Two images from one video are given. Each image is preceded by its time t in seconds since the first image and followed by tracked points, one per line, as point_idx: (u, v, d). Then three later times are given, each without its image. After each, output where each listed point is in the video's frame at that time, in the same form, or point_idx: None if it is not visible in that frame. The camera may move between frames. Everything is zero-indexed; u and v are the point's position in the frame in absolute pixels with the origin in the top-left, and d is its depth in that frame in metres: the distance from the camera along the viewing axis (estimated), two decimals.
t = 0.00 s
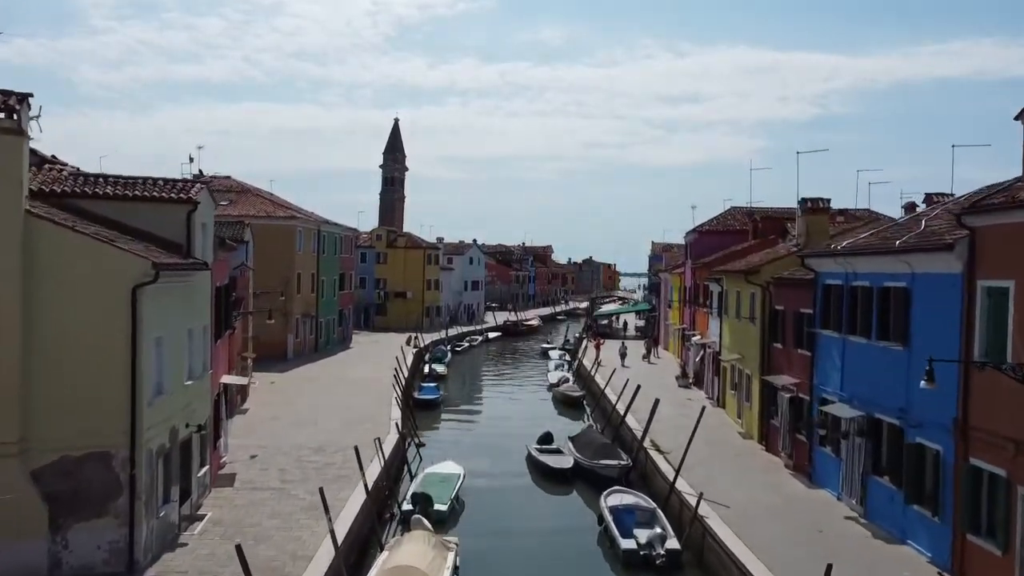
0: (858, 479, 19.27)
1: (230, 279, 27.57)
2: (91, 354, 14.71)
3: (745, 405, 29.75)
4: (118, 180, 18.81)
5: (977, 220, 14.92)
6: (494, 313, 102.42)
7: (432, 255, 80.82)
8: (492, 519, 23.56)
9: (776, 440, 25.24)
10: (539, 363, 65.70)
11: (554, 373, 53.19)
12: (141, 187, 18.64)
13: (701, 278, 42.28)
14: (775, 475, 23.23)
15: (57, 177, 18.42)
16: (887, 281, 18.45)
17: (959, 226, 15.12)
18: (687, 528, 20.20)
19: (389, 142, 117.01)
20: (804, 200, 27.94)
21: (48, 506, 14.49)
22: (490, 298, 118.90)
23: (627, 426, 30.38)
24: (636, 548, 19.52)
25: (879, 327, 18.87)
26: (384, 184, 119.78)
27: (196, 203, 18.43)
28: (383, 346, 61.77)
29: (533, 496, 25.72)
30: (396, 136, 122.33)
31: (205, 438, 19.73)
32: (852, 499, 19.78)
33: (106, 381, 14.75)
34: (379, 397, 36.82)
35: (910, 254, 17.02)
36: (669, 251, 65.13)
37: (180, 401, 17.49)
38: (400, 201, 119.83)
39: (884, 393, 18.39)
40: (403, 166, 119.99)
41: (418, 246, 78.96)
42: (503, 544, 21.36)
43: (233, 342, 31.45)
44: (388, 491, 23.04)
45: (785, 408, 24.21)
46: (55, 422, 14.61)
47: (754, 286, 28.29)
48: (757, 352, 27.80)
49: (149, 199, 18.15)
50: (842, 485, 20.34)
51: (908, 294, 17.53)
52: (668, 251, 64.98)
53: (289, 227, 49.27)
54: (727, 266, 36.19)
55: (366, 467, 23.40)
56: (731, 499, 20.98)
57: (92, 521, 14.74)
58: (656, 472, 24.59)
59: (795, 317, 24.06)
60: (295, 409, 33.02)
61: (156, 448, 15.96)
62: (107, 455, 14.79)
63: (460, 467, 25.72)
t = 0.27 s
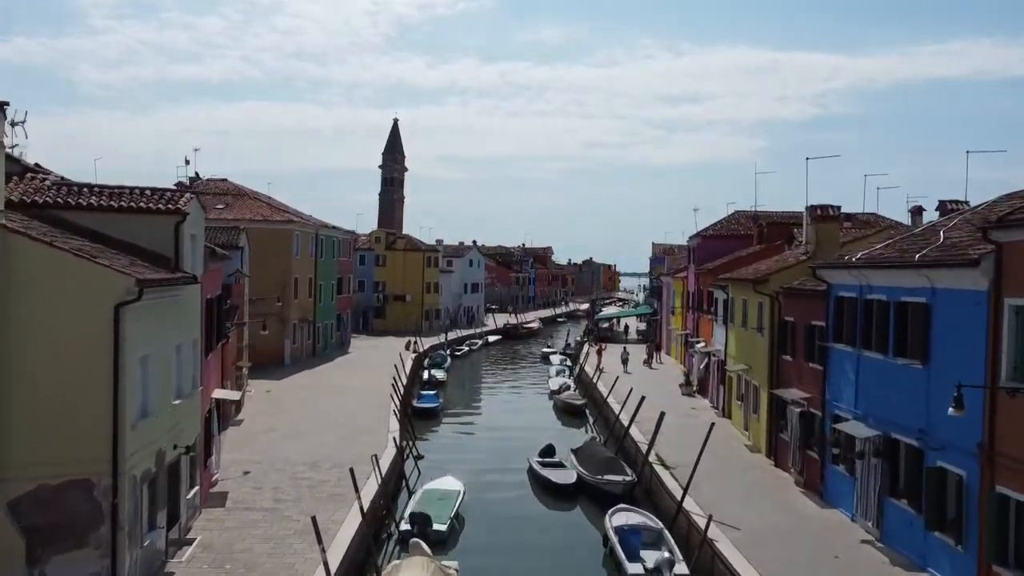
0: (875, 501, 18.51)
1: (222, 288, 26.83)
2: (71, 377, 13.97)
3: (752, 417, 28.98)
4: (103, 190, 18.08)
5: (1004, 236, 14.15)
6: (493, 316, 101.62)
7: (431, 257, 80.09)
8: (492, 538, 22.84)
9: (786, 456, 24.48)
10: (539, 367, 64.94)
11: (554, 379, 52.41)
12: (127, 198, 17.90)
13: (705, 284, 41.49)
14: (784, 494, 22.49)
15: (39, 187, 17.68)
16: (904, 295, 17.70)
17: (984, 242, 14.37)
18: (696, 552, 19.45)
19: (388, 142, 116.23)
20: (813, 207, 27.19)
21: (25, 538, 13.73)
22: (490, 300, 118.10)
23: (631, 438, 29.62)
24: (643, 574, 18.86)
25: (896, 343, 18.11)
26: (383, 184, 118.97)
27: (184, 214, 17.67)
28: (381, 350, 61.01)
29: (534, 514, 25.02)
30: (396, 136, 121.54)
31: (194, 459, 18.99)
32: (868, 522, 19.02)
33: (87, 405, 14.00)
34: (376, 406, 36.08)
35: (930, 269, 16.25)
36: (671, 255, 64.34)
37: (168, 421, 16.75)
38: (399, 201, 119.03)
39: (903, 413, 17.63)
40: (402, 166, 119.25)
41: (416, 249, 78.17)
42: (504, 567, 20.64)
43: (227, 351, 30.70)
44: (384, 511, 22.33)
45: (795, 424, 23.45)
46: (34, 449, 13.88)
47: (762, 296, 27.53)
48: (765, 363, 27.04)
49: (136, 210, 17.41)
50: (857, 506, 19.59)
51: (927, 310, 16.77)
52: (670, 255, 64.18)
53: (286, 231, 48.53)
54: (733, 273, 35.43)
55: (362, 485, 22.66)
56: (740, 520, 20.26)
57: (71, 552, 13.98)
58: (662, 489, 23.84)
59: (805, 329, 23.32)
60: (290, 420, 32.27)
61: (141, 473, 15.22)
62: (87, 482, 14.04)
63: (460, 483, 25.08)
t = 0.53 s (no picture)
0: (892, 525, 17.75)
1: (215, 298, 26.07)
2: (49, 402, 13.24)
3: (759, 430, 28.22)
4: (87, 202, 17.34)
5: None
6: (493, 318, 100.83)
7: (430, 260, 79.34)
8: (493, 559, 22.11)
9: (796, 473, 23.70)
10: (539, 372, 64.15)
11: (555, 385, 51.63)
12: (112, 209, 17.15)
13: (709, 290, 40.71)
14: (796, 513, 21.73)
15: (20, 198, 16.94)
16: (924, 311, 16.95)
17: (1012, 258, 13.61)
18: None
19: (387, 143, 115.44)
20: (823, 215, 26.46)
21: None
22: (489, 302, 117.30)
23: (635, 451, 28.84)
24: None
25: (915, 361, 17.35)
26: (382, 185, 118.16)
27: (172, 227, 16.91)
28: (380, 355, 60.24)
29: (536, 532, 24.28)
30: (395, 137, 120.78)
31: (183, 480, 18.24)
32: (884, 546, 18.27)
33: (65, 431, 13.26)
34: (374, 416, 35.29)
35: (953, 285, 15.49)
36: (673, 258, 63.56)
37: (154, 444, 16.00)
38: (399, 202, 118.22)
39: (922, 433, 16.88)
40: (402, 167, 118.49)
41: (416, 252, 77.38)
42: None
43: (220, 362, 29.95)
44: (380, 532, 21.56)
45: (806, 439, 22.70)
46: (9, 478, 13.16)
47: (770, 306, 26.77)
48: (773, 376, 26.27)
49: (121, 222, 16.65)
50: (872, 528, 18.84)
51: (949, 327, 16.01)
52: (673, 258, 63.40)
53: (283, 235, 47.78)
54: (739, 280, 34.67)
55: (358, 504, 21.90)
56: (750, 542, 19.53)
57: None
58: (668, 507, 23.09)
59: (817, 341, 22.58)
60: (285, 432, 31.50)
61: (124, 501, 14.46)
62: (65, 513, 13.30)
63: (459, 500, 24.36)
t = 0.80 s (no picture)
0: (911, 544, 16.97)
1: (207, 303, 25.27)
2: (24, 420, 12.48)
3: (767, 439, 27.43)
4: (70, 206, 16.57)
5: None
6: (493, 320, 100.00)
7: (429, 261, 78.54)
8: None
9: (808, 485, 22.92)
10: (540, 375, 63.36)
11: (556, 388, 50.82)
12: (95, 214, 16.37)
13: (715, 293, 39.91)
14: (808, 528, 20.91)
15: None
16: (946, 320, 16.19)
17: None
18: None
19: (386, 143, 114.66)
20: (834, 218, 25.70)
21: None
22: (489, 303, 116.48)
23: (640, 461, 28.03)
24: None
25: (936, 372, 16.59)
26: (382, 186, 117.36)
27: (158, 232, 16.13)
28: (378, 358, 59.40)
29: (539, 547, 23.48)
30: (394, 137, 119.99)
31: (171, 497, 17.44)
32: (902, 565, 17.50)
33: (42, 452, 12.50)
34: (372, 423, 34.47)
35: (978, 294, 14.73)
36: (676, 260, 62.74)
37: (139, 461, 15.20)
38: (398, 203, 117.39)
39: (945, 449, 16.11)
40: (401, 167, 117.72)
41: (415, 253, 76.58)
42: None
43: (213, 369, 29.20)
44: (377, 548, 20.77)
45: (818, 451, 21.93)
46: None
47: (780, 313, 25.99)
48: (782, 384, 25.52)
49: (104, 227, 15.88)
50: (889, 545, 18.07)
51: (973, 339, 15.24)
52: (676, 260, 62.57)
53: (280, 237, 47.00)
54: (745, 284, 33.91)
55: (354, 519, 21.08)
56: (762, 560, 18.75)
57: None
58: (675, 521, 22.29)
59: (829, 349, 21.83)
60: (280, 439, 30.69)
61: (105, 523, 13.66)
62: (41, 538, 12.53)
63: (459, 513, 23.55)
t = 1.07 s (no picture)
0: (933, 559, 16.17)
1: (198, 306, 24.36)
2: None
3: (776, 445, 26.61)
4: (50, 204, 15.80)
5: None
6: (493, 321, 99.22)
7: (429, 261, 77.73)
8: None
9: (821, 495, 22.11)
10: (540, 376, 62.54)
11: (557, 390, 49.99)
12: (77, 212, 15.59)
13: (719, 294, 39.11)
14: (822, 540, 20.08)
15: None
16: (970, 324, 15.41)
17: None
18: None
19: (386, 143, 113.93)
20: (847, 217, 24.96)
21: None
22: (489, 304, 115.65)
23: (645, 468, 27.18)
24: None
25: (960, 379, 15.78)
26: (381, 186, 116.61)
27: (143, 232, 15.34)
28: (377, 360, 58.54)
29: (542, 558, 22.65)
30: (394, 136, 119.27)
31: (156, 509, 16.58)
32: None
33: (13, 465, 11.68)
34: (369, 427, 33.63)
35: (1009, 297, 13.96)
36: (678, 261, 61.97)
37: (120, 473, 14.38)
38: (397, 203, 116.59)
39: (970, 460, 15.32)
40: (401, 167, 117.01)
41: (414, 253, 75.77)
42: None
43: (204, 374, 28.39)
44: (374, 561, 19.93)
45: (832, 458, 21.12)
46: None
47: (789, 315, 25.18)
48: (793, 388, 24.72)
49: (85, 226, 15.08)
50: (909, 559, 17.27)
51: (1001, 343, 14.46)
52: (677, 261, 61.83)
53: (276, 237, 46.18)
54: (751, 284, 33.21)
55: (350, 532, 20.25)
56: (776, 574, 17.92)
57: None
58: (684, 532, 21.46)
59: (843, 354, 21.02)
60: (275, 444, 29.85)
61: (83, 540, 12.85)
62: (13, 558, 11.71)
63: (459, 523, 22.73)
